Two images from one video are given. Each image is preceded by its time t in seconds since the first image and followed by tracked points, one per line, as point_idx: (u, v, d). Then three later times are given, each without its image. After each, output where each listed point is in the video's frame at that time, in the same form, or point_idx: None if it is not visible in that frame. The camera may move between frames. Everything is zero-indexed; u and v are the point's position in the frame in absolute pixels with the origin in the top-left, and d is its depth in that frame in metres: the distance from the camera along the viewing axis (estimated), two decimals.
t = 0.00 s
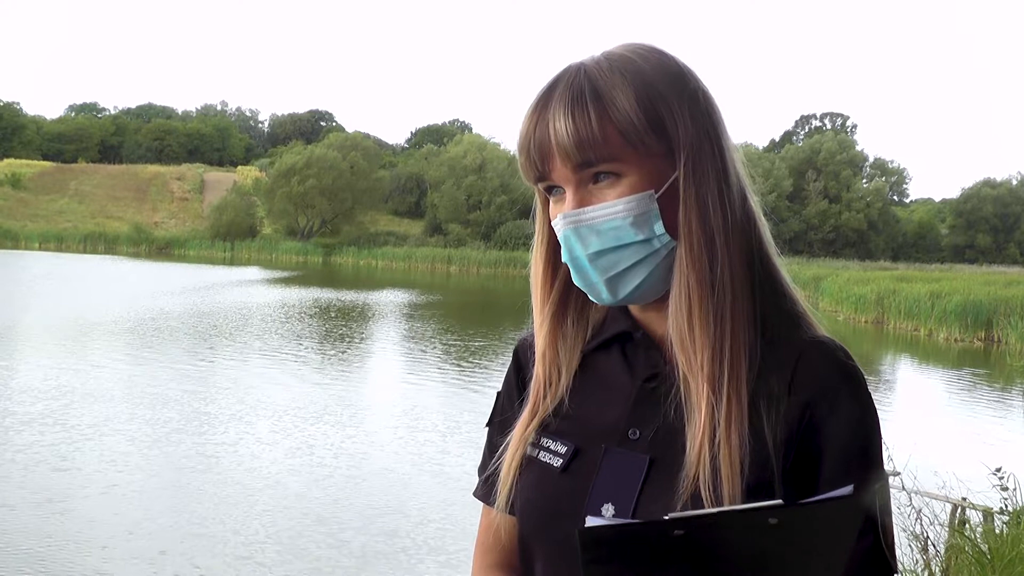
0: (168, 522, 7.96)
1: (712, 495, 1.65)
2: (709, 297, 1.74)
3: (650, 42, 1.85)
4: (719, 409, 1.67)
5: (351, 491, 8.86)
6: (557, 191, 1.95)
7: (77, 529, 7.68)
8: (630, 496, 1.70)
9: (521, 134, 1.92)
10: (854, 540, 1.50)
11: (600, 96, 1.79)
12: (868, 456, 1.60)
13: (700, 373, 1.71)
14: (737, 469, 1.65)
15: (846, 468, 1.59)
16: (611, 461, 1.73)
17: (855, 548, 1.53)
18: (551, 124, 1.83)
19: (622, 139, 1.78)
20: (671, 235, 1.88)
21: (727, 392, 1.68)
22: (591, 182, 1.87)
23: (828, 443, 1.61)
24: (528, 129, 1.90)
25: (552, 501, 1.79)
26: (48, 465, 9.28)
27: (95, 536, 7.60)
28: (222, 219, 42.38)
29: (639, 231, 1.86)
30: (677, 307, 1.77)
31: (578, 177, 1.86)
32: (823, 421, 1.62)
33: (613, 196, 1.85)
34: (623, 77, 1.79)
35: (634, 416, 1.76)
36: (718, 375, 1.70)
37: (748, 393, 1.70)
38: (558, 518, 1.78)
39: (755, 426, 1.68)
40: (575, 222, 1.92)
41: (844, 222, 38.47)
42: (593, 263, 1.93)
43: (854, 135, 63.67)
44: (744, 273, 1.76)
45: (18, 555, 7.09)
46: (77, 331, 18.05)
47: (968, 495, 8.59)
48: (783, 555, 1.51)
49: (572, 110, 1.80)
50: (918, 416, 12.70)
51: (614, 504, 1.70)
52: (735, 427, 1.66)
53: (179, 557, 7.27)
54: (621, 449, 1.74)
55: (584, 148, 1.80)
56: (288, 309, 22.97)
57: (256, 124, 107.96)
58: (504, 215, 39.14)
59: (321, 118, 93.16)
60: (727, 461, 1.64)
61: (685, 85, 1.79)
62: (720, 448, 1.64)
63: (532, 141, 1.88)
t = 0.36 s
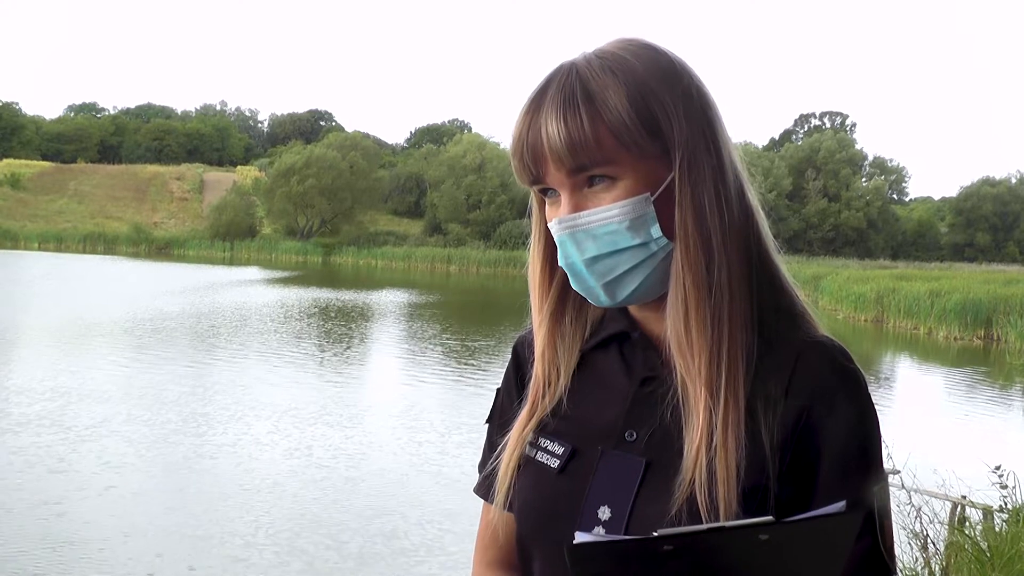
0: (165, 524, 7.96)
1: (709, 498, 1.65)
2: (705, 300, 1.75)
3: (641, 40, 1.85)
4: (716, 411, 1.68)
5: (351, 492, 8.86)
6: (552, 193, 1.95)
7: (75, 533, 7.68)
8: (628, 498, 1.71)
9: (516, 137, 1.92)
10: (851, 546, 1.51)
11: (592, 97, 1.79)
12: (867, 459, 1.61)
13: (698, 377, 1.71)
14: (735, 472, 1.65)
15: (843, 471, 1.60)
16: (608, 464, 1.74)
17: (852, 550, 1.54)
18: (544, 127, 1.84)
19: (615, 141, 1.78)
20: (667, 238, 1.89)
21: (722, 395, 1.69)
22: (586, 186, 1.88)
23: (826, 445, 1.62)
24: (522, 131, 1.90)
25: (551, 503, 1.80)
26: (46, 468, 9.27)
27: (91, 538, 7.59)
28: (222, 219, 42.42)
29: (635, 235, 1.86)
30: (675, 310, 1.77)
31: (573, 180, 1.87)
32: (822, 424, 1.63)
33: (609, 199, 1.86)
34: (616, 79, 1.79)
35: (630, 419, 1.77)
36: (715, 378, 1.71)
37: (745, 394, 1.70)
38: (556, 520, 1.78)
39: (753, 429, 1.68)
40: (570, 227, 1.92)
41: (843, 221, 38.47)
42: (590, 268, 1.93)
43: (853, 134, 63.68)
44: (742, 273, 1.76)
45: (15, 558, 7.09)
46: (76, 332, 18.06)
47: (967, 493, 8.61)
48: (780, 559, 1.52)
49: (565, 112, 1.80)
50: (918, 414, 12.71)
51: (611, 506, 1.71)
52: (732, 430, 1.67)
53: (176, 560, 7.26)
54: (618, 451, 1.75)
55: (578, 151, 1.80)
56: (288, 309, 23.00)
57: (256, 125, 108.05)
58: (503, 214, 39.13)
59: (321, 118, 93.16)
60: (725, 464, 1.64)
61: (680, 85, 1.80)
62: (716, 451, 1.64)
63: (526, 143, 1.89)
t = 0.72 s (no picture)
0: (162, 527, 7.96)
1: (706, 498, 1.65)
2: (702, 296, 1.75)
3: (641, 38, 1.85)
4: (713, 410, 1.68)
5: (350, 494, 8.85)
6: (551, 190, 1.95)
7: (70, 537, 7.65)
8: (625, 496, 1.71)
9: (515, 132, 1.92)
10: (847, 546, 1.51)
11: (591, 95, 1.79)
12: (866, 459, 1.62)
13: (695, 375, 1.71)
14: (732, 472, 1.65)
15: (842, 471, 1.61)
16: (606, 462, 1.74)
17: (849, 550, 1.54)
18: (543, 124, 1.84)
19: (614, 138, 1.79)
20: (663, 235, 1.89)
21: (720, 393, 1.70)
22: (584, 182, 1.88)
23: (824, 442, 1.63)
24: (522, 127, 1.90)
25: (547, 500, 1.80)
26: (42, 471, 9.24)
27: (87, 543, 7.56)
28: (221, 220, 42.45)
29: (633, 231, 1.86)
30: (672, 308, 1.78)
31: (572, 175, 1.87)
32: (819, 424, 1.63)
33: (607, 195, 1.86)
34: (616, 74, 1.79)
35: (627, 416, 1.77)
36: (712, 377, 1.71)
37: (742, 392, 1.71)
38: (552, 520, 1.79)
39: (750, 429, 1.68)
40: (567, 223, 1.93)
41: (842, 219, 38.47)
42: (588, 264, 1.94)
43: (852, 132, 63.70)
44: (739, 270, 1.77)
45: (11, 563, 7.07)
46: (76, 334, 18.07)
47: (966, 489, 8.63)
48: (777, 558, 1.51)
49: (563, 108, 1.81)
50: (917, 412, 12.73)
51: (608, 505, 1.72)
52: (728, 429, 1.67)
53: (172, 563, 7.23)
54: (615, 450, 1.75)
55: (575, 148, 1.80)
56: (288, 310, 23.01)
57: (254, 125, 108.03)
58: (502, 214, 39.13)
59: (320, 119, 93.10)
60: (722, 463, 1.64)
61: (679, 82, 1.80)
62: (714, 449, 1.64)
63: (523, 140, 1.89)
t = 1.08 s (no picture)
0: (160, 530, 7.95)
1: (698, 488, 1.65)
2: (696, 285, 1.75)
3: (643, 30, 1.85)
4: (708, 400, 1.68)
5: (348, 496, 8.84)
6: (548, 179, 1.95)
7: (68, 541, 7.64)
8: (620, 492, 1.71)
9: (514, 122, 1.92)
10: (839, 541, 1.50)
11: (592, 83, 1.79)
12: (859, 452, 1.62)
13: (689, 366, 1.71)
14: (725, 462, 1.64)
15: (834, 465, 1.60)
16: (601, 456, 1.74)
17: (842, 547, 1.54)
18: (543, 112, 1.84)
19: (612, 126, 1.78)
20: (660, 224, 1.89)
21: (716, 383, 1.69)
22: (581, 170, 1.88)
23: (817, 437, 1.62)
24: (521, 116, 1.90)
25: (541, 494, 1.79)
26: (41, 475, 9.23)
27: (85, 547, 7.55)
28: (219, 222, 42.45)
29: (628, 218, 1.87)
30: (667, 297, 1.77)
31: (569, 164, 1.87)
32: (814, 416, 1.63)
33: (603, 182, 1.86)
34: (614, 65, 1.79)
35: (622, 410, 1.77)
36: (707, 366, 1.70)
37: (738, 382, 1.70)
38: (546, 513, 1.78)
39: (745, 421, 1.68)
40: (564, 209, 1.93)
41: (841, 217, 38.45)
42: (583, 251, 1.93)
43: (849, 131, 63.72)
44: (735, 262, 1.76)
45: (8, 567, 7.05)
46: (74, 337, 18.05)
47: (966, 487, 8.63)
48: (768, 551, 1.51)
49: (563, 96, 1.80)
50: (917, 409, 12.72)
51: (602, 497, 1.71)
52: (722, 421, 1.66)
53: (170, 568, 7.22)
54: (610, 444, 1.74)
55: (574, 135, 1.80)
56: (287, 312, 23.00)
57: (252, 126, 108.05)
58: (500, 214, 39.14)
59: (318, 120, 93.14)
60: (715, 454, 1.64)
61: (678, 74, 1.80)
62: (707, 438, 1.64)
63: (523, 130, 1.89)
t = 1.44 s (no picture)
0: (158, 536, 7.94)
1: (696, 489, 1.65)
2: (690, 287, 1.75)
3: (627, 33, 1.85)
4: (702, 402, 1.67)
5: (348, 499, 8.84)
6: (538, 185, 1.95)
7: (65, 546, 7.63)
8: (619, 493, 1.70)
9: (502, 129, 1.92)
10: (842, 541, 1.50)
11: (578, 89, 1.79)
12: (855, 451, 1.62)
13: (684, 366, 1.71)
14: (723, 463, 1.64)
15: (831, 463, 1.61)
16: (599, 458, 1.73)
17: (845, 545, 1.53)
18: (530, 118, 1.83)
19: (601, 131, 1.78)
20: (652, 228, 1.89)
21: (712, 382, 1.69)
22: (570, 176, 1.88)
23: (814, 434, 1.62)
24: (509, 122, 1.90)
25: (539, 499, 1.79)
26: (38, 480, 9.22)
27: (82, 553, 7.53)
28: (217, 224, 42.43)
29: (620, 224, 1.86)
30: (660, 300, 1.77)
31: (559, 170, 1.86)
32: (809, 415, 1.63)
33: (593, 188, 1.86)
34: (599, 68, 1.79)
35: (618, 414, 1.77)
36: (701, 367, 1.70)
37: (733, 383, 1.70)
38: (545, 517, 1.78)
39: (740, 420, 1.68)
40: (556, 216, 1.92)
41: (839, 216, 38.44)
42: (576, 257, 1.93)
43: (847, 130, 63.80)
44: (726, 264, 1.76)
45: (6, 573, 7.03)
46: (72, 341, 18.02)
47: (964, 486, 8.65)
48: (769, 554, 1.51)
49: (549, 103, 1.80)
50: (915, 408, 12.74)
51: (600, 500, 1.71)
52: (718, 421, 1.66)
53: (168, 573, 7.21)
54: (608, 446, 1.74)
55: (563, 141, 1.80)
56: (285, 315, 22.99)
57: (249, 128, 108.04)
58: (498, 214, 39.17)
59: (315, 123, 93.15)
60: (712, 455, 1.64)
61: (664, 75, 1.80)
62: (705, 439, 1.64)
63: (510, 136, 1.89)
